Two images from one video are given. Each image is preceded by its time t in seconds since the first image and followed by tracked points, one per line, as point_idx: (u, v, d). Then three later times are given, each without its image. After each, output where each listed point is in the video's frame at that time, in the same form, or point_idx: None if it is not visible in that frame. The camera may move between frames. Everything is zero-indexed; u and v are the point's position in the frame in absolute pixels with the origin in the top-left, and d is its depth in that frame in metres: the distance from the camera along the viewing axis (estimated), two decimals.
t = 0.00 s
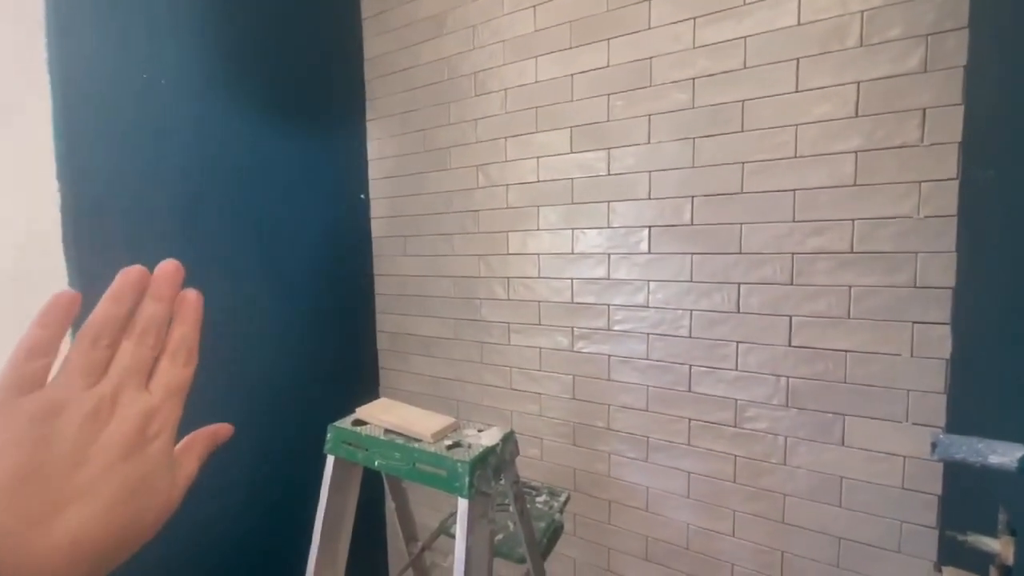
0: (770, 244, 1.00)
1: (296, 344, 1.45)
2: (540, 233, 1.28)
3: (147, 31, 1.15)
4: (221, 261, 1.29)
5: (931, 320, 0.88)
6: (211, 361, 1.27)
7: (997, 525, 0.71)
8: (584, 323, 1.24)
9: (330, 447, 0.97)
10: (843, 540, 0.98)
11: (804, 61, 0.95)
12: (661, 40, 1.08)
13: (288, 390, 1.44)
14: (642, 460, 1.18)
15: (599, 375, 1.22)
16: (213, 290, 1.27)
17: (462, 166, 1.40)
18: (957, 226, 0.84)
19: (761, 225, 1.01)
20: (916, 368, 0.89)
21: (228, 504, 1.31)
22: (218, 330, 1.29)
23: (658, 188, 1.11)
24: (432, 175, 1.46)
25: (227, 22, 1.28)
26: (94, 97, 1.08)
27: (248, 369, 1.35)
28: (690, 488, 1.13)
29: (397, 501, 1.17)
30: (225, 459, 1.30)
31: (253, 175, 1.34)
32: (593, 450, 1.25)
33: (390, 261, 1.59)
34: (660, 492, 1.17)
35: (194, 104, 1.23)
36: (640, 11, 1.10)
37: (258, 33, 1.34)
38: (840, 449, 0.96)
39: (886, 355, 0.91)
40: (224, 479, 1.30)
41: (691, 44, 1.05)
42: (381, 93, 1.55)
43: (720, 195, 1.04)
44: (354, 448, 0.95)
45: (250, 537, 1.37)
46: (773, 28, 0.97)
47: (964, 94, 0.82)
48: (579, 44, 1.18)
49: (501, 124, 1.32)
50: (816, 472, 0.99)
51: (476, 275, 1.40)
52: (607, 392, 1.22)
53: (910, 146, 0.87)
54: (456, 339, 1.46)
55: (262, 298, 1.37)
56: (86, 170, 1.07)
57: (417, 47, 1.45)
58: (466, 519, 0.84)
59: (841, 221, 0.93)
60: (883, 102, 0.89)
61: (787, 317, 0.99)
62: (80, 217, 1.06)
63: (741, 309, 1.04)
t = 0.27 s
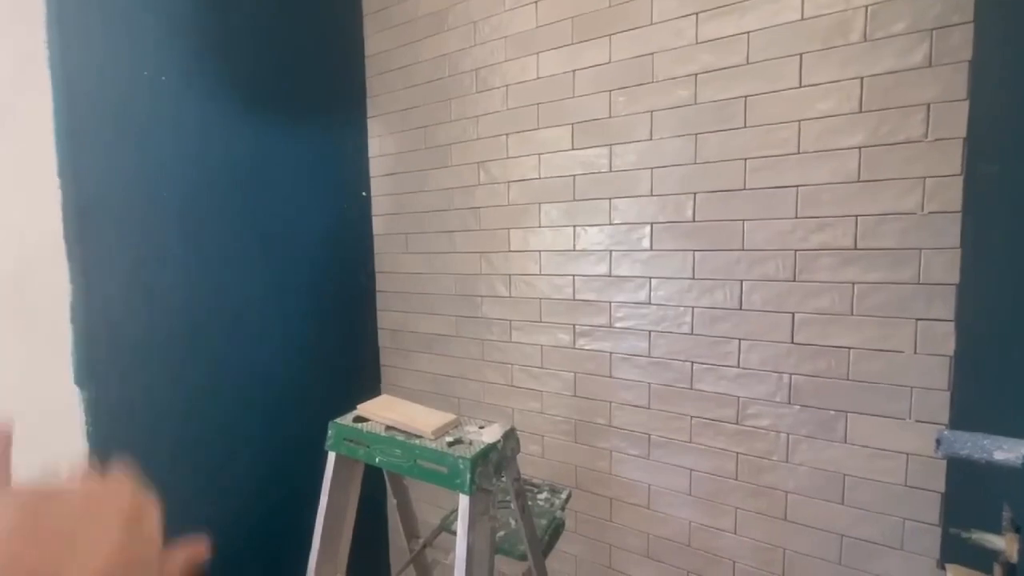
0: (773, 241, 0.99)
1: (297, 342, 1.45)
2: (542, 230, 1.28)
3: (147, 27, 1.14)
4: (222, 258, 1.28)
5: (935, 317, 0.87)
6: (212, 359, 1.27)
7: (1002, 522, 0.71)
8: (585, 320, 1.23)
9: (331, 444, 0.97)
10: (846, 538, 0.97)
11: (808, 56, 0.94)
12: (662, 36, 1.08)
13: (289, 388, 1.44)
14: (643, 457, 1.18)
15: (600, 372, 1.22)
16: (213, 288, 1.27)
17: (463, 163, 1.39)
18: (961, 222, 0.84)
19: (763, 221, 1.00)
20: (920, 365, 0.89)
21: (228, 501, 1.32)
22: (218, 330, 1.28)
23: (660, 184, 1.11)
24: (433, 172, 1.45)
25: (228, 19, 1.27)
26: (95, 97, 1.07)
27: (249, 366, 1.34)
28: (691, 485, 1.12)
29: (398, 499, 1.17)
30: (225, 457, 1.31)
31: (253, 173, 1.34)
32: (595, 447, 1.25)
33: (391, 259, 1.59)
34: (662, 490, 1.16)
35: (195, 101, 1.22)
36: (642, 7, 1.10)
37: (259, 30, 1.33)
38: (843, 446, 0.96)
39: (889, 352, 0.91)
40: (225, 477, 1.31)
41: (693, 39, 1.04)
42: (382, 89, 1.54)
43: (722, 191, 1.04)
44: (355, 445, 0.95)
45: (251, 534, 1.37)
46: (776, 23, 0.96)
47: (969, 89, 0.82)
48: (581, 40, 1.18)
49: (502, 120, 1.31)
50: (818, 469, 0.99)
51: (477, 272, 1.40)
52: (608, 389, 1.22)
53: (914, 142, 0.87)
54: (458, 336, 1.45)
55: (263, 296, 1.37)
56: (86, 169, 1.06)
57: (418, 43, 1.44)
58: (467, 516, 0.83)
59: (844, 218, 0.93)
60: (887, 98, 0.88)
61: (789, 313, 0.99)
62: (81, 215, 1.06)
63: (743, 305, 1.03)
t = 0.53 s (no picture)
0: (774, 240, 0.99)
1: (297, 342, 1.45)
2: (542, 229, 1.27)
3: (145, 26, 1.14)
4: (221, 257, 1.28)
5: (938, 316, 0.86)
6: (211, 358, 1.27)
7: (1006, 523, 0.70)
8: (586, 320, 1.23)
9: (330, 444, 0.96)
10: (847, 538, 0.97)
11: (810, 53, 0.93)
12: (663, 33, 1.07)
13: (289, 387, 1.43)
14: (644, 457, 1.17)
15: (600, 371, 1.22)
16: (212, 287, 1.27)
17: (463, 162, 1.39)
18: (964, 220, 0.83)
19: (764, 220, 0.99)
20: (923, 364, 0.88)
21: (228, 501, 1.32)
22: (218, 330, 1.28)
23: (660, 183, 1.10)
24: (433, 171, 1.45)
25: (227, 18, 1.27)
26: (95, 96, 1.07)
27: (249, 366, 1.34)
28: (692, 485, 1.12)
29: (398, 498, 1.16)
30: (225, 456, 1.31)
31: (253, 171, 1.34)
32: (595, 447, 1.25)
33: (391, 258, 1.58)
34: (662, 489, 1.16)
35: (194, 100, 1.22)
36: (643, 4, 1.09)
37: (258, 29, 1.33)
38: (845, 446, 0.95)
39: (891, 351, 0.90)
40: (225, 476, 1.31)
41: (694, 37, 1.04)
42: (382, 88, 1.54)
43: (723, 189, 1.03)
44: (354, 445, 0.95)
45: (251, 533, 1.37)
46: (777, 20, 0.96)
47: (973, 86, 0.81)
48: (581, 38, 1.17)
49: (502, 119, 1.31)
50: (820, 469, 0.98)
51: (477, 271, 1.40)
52: (609, 389, 1.21)
53: (917, 140, 0.86)
54: (458, 335, 1.45)
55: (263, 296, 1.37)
56: (86, 169, 1.06)
57: (418, 41, 1.44)
58: (466, 516, 0.83)
59: (845, 216, 0.92)
60: (890, 95, 0.88)
61: (791, 313, 0.98)
62: (79, 215, 1.06)
63: (744, 305, 1.03)
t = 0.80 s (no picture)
0: (777, 240, 0.99)
1: (303, 341, 1.46)
2: (546, 230, 1.28)
3: (153, 29, 1.15)
4: (228, 258, 1.29)
5: (941, 317, 0.87)
6: (218, 358, 1.28)
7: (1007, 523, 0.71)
8: (590, 320, 1.23)
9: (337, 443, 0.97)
10: (850, 538, 0.97)
11: (813, 54, 0.94)
12: (666, 35, 1.08)
13: (295, 386, 1.44)
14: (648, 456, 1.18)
15: (604, 371, 1.22)
16: (220, 287, 1.28)
17: (467, 163, 1.40)
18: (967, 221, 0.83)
19: (768, 221, 1.00)
20: (926, 365, 0.88)
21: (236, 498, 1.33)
22: (225, 330, 1.30)
23: (664, 184, 1.11)
24: (438, 172, 1.46)
25: (234, 20, 1.28)
26: (104, 99, 1.08)
27: (255, 365, 1.36)
28: (695, 484, 1.12)
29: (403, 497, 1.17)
30: (233, 454, 1.32)
31: (259, 172, 1.35)
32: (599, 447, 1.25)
33: (396, 258, 1.59)
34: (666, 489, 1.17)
35: (201, 102, 1.23)
36: (647, 7, 1.10)
37: (264, 31, 1.34)
38: (848, 446, 0.96)
39: (895, 352, 0.91)
40: (232, 475, 1.32)
41: (698, 38, 1.04)
42: (387, 89, 1.54)
43: (727, 190, 1.04)
44: (361, 444, 0.96)
45: (258, 531, 1.38)
46: (781, 22, 0.96)
47: (976, 87, 0.81)
48: (584, 40, 1.18)
49: (506, 120, 1.31)
50: (823, 469, 0.99)
51: (481, 272, 1.40)
52: (612, 389, 1.22)
53: (920, 141, 0.87)
54: (462, 335, 1.46)
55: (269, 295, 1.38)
56: (96, 170, 1.08)
57: (422, 43, 1.45)
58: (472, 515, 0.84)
59: (849, 217, 0.93)
60: (893, 97, 0.88)
61: (794, 313, 0.99)
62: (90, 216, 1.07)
63: (748, 305, 1.03)
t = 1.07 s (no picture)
0: (778, 237, 0.99)
1: (303, 338, 1.46)
2: (547, 227, 1.28)
3: (153, 26, 1.15)
4: (229, 255, 1.29)
5: (942, 313, 0.87)
6: (219, 355, 1.29)
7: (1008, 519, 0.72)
8: (590, 316, 1.24)
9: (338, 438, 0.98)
10: (850, 534, 0.97)
11: (814, 50, 0.93)
12: (667, 31, 1.07)
13: (296, 383, 1.45)
14: (648, 453, 1.18)
15: (604, 368, 1.23)
16: (221, 285, 1.28)
17: (468, 159, 1.40)
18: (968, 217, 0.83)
19: (768, 218, 1.00)
20: (927, 361, 0.88)
21: (238, 494, 1.34)
22: (226, 327, 1.30)
23: (664, 180, 1.11)
24: (438, 168, 1.46)
25: (234, 18, 1.28)
26: (105, 97, 1.09)
27: (256, 363, 1.36)
28: (696, 481, 1.13)
29: (404, 493, 1.17)
30: (234, 451, 1.32)
31: (259, 170, 1.35)
32: (599, 443, 1.26)
33: (397, 255, 1.59)
34: (666, 485, 1.17)
35: (201, 100, 1.23)
36: (647, 2, 1.09)
37: (265, 28, 1.34)
38: (848, 442, 0.96)
39: (895, 348, 0.91)
40: (234, 471, 1.33)
41: (699, 34, 1.04)
42: (387, 86, 1.54)
43: (727, 187, 1.03)
44: (361, 439, 0.96)
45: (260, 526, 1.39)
46: (782, 18, 0.96)
47: (978, 82, 0.81)
48: (585, 36, 1.18)
49: (506, 117, 1.31)
50: (823, 465, 0.99)
51: (482, 269, 1.40)
52: (612, 385, 1.22)
53: (921, 137, 0.86)
54: (463, 332, 1.46)
55: (270, 293, 1.38)
56: (97, 169, 1.08)
57: (423, 39, 1.44)
58: (472, 509, 0.84)
59: (849, 213, 0.93)
60: (894, 92, 0.88)
61: (795, 309, 0.99)
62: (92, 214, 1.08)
63: (748, 301, 1.03)
